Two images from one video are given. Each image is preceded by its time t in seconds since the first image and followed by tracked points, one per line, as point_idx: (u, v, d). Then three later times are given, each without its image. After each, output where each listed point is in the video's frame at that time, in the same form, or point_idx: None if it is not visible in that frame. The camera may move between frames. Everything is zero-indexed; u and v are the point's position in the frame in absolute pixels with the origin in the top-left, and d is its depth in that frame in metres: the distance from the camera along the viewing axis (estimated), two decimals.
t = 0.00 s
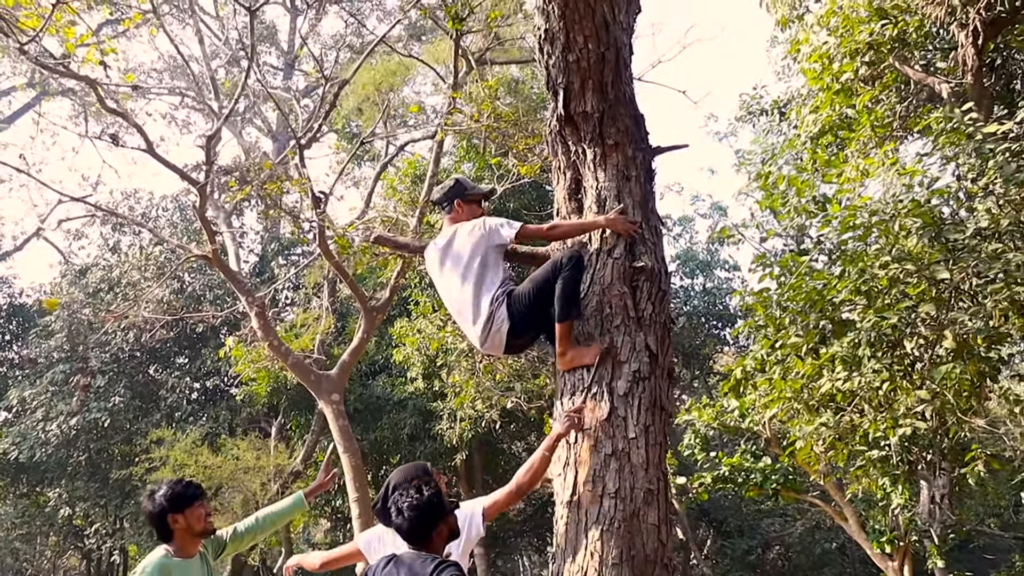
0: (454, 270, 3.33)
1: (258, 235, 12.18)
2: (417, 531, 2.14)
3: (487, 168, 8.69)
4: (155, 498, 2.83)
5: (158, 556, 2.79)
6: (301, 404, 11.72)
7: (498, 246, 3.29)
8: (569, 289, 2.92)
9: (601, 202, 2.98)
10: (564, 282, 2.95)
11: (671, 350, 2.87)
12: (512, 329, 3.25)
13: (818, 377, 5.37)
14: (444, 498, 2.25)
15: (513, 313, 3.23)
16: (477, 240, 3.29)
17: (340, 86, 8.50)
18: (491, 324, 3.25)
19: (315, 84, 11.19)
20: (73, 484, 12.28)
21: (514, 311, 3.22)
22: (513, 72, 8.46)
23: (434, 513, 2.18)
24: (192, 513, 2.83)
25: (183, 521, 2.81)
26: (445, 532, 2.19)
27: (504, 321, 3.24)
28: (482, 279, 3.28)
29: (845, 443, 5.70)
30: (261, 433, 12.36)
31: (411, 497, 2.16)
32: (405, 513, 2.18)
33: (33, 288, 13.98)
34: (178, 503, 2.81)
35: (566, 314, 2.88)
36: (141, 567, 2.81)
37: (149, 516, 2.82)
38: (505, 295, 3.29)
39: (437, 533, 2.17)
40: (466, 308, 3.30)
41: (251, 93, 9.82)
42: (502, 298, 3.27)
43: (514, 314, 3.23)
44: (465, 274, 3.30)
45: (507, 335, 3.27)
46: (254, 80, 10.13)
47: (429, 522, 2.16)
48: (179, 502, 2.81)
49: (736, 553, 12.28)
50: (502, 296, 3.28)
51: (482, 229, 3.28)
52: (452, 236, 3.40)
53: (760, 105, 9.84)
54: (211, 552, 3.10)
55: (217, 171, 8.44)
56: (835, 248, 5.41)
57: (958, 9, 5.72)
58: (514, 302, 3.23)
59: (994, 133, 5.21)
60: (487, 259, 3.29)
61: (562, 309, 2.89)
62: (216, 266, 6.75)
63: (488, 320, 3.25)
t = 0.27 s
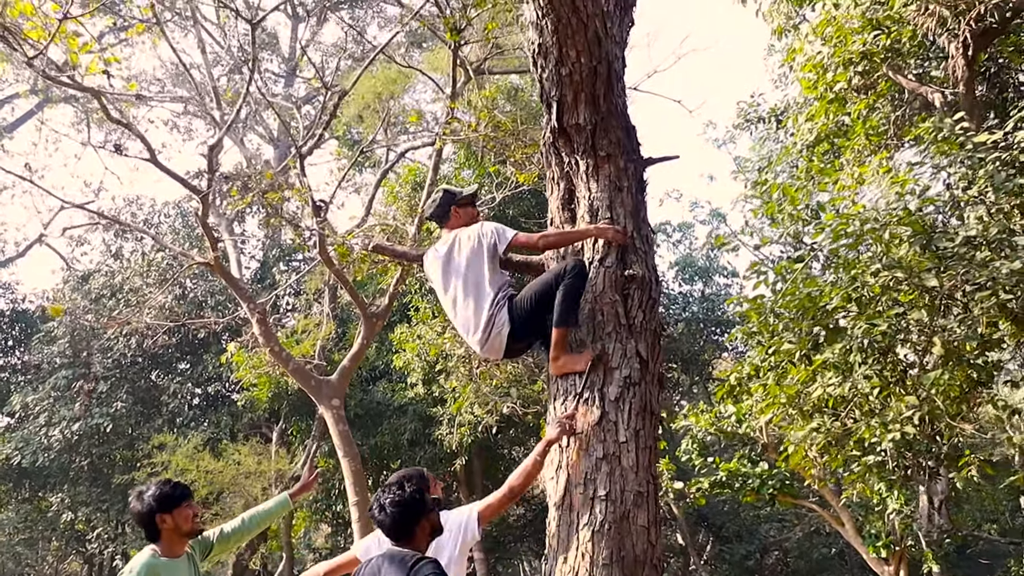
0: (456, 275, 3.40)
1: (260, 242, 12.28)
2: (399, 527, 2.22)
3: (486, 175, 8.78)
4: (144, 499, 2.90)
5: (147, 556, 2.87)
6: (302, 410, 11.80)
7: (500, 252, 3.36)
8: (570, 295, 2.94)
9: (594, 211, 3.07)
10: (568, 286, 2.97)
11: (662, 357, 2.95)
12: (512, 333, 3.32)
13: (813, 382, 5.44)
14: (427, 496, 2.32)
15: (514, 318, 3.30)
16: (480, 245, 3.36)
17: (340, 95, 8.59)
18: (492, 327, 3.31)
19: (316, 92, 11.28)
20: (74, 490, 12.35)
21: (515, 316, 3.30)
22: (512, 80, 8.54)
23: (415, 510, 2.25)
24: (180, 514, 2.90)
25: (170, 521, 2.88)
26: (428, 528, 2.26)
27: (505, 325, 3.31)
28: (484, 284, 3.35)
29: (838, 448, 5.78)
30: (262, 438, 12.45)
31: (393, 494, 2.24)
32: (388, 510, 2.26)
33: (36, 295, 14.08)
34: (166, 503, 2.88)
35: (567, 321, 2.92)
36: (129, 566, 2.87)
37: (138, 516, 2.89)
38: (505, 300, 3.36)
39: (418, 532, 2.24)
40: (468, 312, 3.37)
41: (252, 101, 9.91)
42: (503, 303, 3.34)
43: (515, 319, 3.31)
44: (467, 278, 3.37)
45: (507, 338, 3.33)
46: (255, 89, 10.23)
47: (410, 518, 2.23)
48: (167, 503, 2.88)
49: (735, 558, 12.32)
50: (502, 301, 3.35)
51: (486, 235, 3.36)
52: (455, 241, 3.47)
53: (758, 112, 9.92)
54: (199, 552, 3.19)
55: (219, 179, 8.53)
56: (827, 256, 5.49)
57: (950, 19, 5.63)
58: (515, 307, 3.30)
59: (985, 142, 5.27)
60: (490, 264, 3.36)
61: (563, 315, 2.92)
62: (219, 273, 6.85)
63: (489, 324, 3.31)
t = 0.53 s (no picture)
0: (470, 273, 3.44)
1: (264, 243, 12.36)
2: (417, 527, 2.26)
3: (489, 177, 8.85)
4: (144, 495, 2.94)
5: (148, 553, 2.91)
6: (306, 409, 11.89)
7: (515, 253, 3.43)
8: (578, 302, 2.93)
9: (594, 218, 3.15)
10: (575, 293, 2.95)
11: (660, 360, 3.03)
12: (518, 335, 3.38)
13: (811, 382, 5.51)
14: (445, 495, 2.36)
15: (521, 321, 3.37)
16: (495, 245, 3.42)
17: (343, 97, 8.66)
18: (500, 327, 3.37)
19: (319, 94, 11.36)
20: (80, 488, 12.45)
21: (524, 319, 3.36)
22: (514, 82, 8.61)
23: (432, 511, 2.29)
24: (180, 510, 2.94)
25: (170, 517, 2.92)
26: (445, 530, 2.30)
27: (513, 326, 3.38)
28: (497, 283, 3.40)
29: (836, 448, 5.86)
30: (266, 437, 12.54)
31: (410, 495, 2.27)
32: (406, 510, 2.29)
33: (41, 294, 14.17)
34: (166, 500, 2.92)
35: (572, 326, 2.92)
36: (131, 563, 2.92)
37: (138, 513, 2.93)
38: (513, 302, 3.42)
39: (434, 534, 2.28)
40: (477, 309, 3.41)
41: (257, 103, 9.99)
42: (511, 305, 3.40)
43: (523, 322, 3.37)
44: (481, 277, 3.42)
45: (512, 340, 3.39)
46: (259, 90, 10.30)
47: (429, 520, 2.27)
48: (167, 499, 2.93)
49: (736, 556, 12.40)
50: (511, 302, 3.41)
51: (502, 236, 3.42)
52: (469, 240, 3.52)
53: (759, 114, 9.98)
54: (198, 548, 3.24)
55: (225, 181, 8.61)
56: (825, 259, 5.56)
57: (947, 24, 5.66)
58: (524, 310, 3.36)
59: (981, 146, 5.33)
60: (503, 265, 3.41)
61: (568, 320, 2.92)
62: (225, 275, 6.94)
63: (497, 323, 3.37)
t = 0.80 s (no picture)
0: (485, 268, 3.57)
1: (269, 238, 12.45)
2: (435, 515, 2.33)
3: (493, 173, 8.92)
4: (158, 489, 3.01)
5: (164, 546, 2.98)
6: (311, 403, 11.99)
7: (528, 250, 3.51)
8: (591, 304, 3.00)
9: (599, 218, 3.23)
10: (590, 296, 3.03)
11: (663, 357, 3.11)
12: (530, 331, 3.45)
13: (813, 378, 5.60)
14: (461, 484, 2.43)
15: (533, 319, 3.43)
16: (510, 241, 3.52)
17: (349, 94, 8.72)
18: (511, 320, 3.46)
19: (324, 90, 11.43)
20: (86, 481, 12.56)
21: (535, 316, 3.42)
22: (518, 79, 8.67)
23: (451, 500, 2.36)
24: (194, 503, 3.01)
25: (185, 510, 2.99)
26: (460, 518, 2.38)
27: (524, 320, 3.45)
28: (509, 278, 3.49)
29: (836, 443, 5.94)
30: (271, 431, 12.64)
31: (431, 483, 2.34)
32: (425, 497, 2.36)
33: (47, 289, 14.27)
34: (181, 493, 3.00)
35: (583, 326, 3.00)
36: (147, 556, 2.98)
37: (153, 506, 3.00)
38: (528, 299, 3.48)
39: (450, 521, 2.35)
40: (491, 302, 3.53)
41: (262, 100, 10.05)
42: (525, 300, 3.48)
43: (533, 318, 3.43)
44: (495, 271, 3.53)
45: (524, 335, 3.46)
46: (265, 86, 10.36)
47: (446, 507, 2.35)
48: (181, 492, 3.00)
49: (737, 549, 12.51)
50: (524, 298, 3.48)
51: (516, 231, 3.50)
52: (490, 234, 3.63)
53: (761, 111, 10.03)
54: (210, 540, 3.32)
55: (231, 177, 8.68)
56: (825, 257, 5.63)
57: (948, 24, 5.71)
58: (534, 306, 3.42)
59: (981, 146, 5.39)
60: (517, 260, 3.50)
61: (580, 321, 3.00)
62: (234, 272, 7.03)
63: (509, 317, 3.46)
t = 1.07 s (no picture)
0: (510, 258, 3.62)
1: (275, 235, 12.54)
2: (434, 510, 2.42)
3: (498, 172, 9.00)
4: (181, 485, 3.11)
5: (188, 541, 3.08)
6: (317, 399, 12.09)
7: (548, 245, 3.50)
8: (606, 305, 3.05)
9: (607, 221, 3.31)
10: (605, 297, 3.08)
11: (668, 356, 3.20)
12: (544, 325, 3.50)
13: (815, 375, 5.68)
14: (461, 480, 2.52)
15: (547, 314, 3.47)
16: (533, 235, 3.52)
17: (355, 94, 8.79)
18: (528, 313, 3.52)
19: (329, 88, 11.50)
20: (94, 476, 12.67)
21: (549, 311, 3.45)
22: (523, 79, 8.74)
23: (450, 495, 2.45)
24: (215, 498, 3.11)
25: (207, 505, 3.09)
26: (460, 512, 2.47)
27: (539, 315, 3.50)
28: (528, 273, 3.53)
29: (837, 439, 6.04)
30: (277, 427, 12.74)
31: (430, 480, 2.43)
32: (425, 493, 2.46)
33: (54, 285, 14.37)
34: (202, 488, 3.10)
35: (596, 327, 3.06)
36: (171, 552, 3.08)
37: (175, 502, 3.10)
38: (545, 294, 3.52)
39: (450, 516, 2.44)
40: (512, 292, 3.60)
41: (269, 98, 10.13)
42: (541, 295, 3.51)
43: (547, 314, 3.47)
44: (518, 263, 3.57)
45: (538, 328, 3.52)
46: (271, 85, 10.43)
47: (446, 502, 2.44)
48: (202, 488, 3.10)
49: (740, 545, 12.61)
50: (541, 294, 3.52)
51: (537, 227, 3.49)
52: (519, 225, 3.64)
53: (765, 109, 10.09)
54: (229, 534, 3.42)
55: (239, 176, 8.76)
56: (827, 256, 5.72)
57: (949, 28, 5.81)
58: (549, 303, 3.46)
59: (981, 148, 5.46)
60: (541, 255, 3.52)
61: (594, 321, 3.06)
62: (246, 272, 7.14)
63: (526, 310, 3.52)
